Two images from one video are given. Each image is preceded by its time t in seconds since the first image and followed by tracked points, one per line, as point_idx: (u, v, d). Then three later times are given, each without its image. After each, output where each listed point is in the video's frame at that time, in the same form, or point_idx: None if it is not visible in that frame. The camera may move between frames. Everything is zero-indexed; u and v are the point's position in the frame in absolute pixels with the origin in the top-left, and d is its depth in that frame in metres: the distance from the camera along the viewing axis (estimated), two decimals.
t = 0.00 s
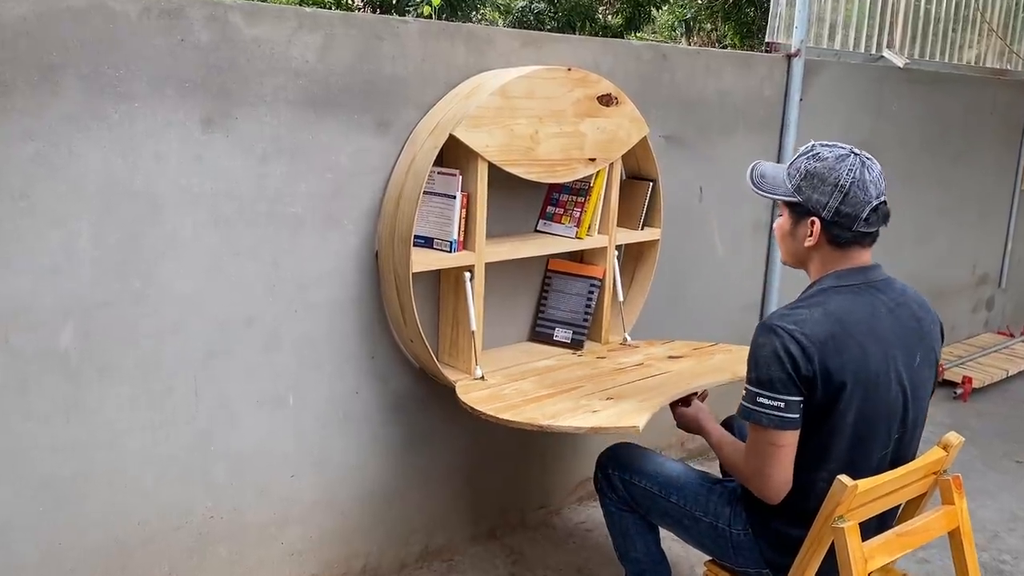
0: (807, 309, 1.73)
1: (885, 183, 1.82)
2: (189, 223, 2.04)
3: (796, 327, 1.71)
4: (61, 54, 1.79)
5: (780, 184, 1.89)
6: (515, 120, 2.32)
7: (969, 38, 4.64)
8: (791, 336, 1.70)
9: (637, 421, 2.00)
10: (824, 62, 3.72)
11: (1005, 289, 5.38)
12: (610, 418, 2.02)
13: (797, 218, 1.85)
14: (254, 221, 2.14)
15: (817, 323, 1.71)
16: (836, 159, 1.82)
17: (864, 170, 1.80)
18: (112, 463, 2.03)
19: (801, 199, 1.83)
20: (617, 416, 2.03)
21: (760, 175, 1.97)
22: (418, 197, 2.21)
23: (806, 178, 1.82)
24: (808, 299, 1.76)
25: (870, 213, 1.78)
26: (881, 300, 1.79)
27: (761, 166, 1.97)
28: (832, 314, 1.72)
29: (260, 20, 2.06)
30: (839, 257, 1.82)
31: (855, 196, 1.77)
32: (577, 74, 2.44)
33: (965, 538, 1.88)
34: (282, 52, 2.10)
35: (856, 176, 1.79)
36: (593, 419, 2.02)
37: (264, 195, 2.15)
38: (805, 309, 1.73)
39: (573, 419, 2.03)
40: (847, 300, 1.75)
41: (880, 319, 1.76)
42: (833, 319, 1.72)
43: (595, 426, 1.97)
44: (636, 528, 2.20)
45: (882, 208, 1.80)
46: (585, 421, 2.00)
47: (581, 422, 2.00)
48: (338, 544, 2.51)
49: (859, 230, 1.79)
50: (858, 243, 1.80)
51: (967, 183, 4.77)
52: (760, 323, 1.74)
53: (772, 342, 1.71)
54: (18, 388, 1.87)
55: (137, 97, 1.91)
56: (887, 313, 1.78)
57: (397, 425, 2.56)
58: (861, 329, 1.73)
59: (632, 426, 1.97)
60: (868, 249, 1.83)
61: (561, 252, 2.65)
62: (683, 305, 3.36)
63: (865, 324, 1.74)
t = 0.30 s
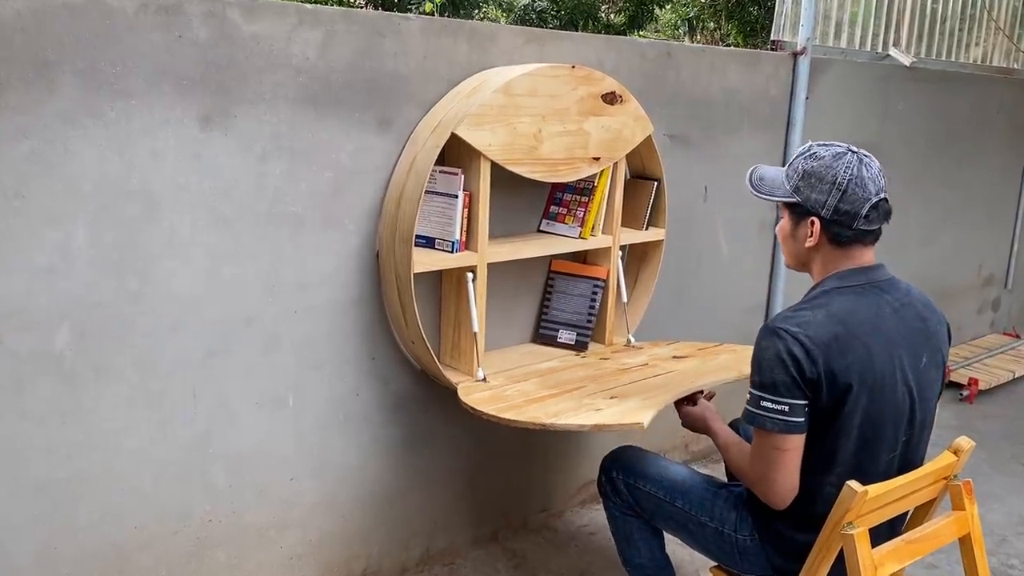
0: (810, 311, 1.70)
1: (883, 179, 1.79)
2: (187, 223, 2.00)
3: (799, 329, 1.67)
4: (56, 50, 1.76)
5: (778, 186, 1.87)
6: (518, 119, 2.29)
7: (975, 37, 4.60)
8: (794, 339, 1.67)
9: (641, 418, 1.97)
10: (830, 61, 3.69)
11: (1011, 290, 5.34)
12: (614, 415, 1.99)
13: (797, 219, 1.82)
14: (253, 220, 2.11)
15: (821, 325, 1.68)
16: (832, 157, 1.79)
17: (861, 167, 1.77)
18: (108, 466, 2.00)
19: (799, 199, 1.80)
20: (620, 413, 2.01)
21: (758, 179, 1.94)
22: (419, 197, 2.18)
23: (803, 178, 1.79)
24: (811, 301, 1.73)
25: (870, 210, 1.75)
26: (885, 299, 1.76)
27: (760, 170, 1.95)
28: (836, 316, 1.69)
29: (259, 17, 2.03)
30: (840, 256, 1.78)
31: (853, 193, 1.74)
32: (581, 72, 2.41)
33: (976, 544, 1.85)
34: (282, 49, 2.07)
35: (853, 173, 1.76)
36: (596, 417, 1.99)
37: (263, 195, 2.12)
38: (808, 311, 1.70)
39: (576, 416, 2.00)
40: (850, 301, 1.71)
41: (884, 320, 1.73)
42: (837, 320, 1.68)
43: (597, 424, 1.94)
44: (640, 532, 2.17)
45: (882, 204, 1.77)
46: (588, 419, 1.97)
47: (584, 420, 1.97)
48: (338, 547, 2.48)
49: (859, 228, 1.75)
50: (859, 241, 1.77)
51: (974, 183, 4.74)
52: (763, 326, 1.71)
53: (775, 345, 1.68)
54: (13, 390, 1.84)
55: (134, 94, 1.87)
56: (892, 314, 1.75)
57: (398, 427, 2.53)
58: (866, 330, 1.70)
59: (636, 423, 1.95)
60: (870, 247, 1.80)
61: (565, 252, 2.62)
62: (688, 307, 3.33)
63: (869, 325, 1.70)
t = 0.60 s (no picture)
0: (809, 311, 1.67)
1: (879, 177, 1.77)
2: (182, 223, 1.98)
3: (798, 330, 1.65)
4: (49, 48, 1.74)
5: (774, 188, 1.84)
6: (518, 118, 2.27)
7: (980, 37, 4.57)
8: (793, 339, 1.64)
9: (641, 427, 1.94)
10: (833, 60, 3.66)
11: (1015, 291, 5.31)
12: (613, 422, 1.97)
13: (793, 219, 1.79)
14: (249, 220, 2.09)
15: (821, 326, 1.65)
16: (826, 156, 1.77)
17: (856, 165, 1.75)
18: (102, 469, 1.98)
19: (795, 199, 1.77)
20: (619, 420, 1.98)
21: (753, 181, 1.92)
22: (417, 196, 2.16)
23: (799, 178, 1.77)
24: (810, 301, 1.70)
25: (867, 208, 1.72)
26: (885, 299, 1.73)
27: (755, 172, 1.92)
28: (836, 316, 1.66)
29: (256, 15, 2.00)
30: (838, 256, 1.75)
31: (849, 191, 1.72)
32: (582, 70, 2.38)
33: (980, 550, 1.82)
34: (279, 48, 2.05)
35: (848, 171, 1.74)
36: (597, 424, 1.97)
37: (260, 194, 2.10)
38: (807, 311, 1.67)
39: (575, 423, 1.98)
40: (850, 301, 1.69)
41: (884, 320, 1.70)
42: (837, 321, 1.66)
43: (597, 431, 1.92)
44: (641, 536, 2.15)
45: (879, 202, 1.74)
46: (587, 426, 1.95)
47: (584, 427, 1.95)
48: (336, 550, 2.46)
49: (856, 226, 1.73)
50: (857, 240, 1.74)
51: (978, 183, 4.71)
52: (761, 327, 1.69)
53: (774, 346, 1.65)
54: (6, 392, 1.82)
55: (128, 92, 1.85)
56: (892, 314, 1.72)
57: (396, 429, 2.51)
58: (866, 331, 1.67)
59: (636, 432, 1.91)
60: (868, 247, 1.77)
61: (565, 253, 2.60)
62: (689, 308, 3.31)
63: (869, 326, 1.68)
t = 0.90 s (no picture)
0: (795, 315, 1.66)
1: (857, 178, 1.75)
2: (177, 224, 1.97)
3: (786, 335, 1.63)
4: (42, 47, 1.73)
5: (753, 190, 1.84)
6: (516, 118, 2.25)
7: (984, 37, 4.55)
8: (782, 344, 1.62)
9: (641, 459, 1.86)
10: (836, 60, 3.64)
11: (1018, 293, 5.28)
12: (613, 449, 1.90)
13: (771, 222, 1.78)
14: (245, 221, 2.07)
15: (808, 329, 1.63)
16: (803, 158, 1.76)
17: (833, 166, 1.74)
18: (96, 472, 1.96)
19: (773, 202, 1.76)
20: (618, 447, 1.91)
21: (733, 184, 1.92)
22: (415, 197, 2.14)
23: (776, 180, 1.76)
24: (796, 305, 1.68)
25: (844, 209, 1.71)
26: (869, 296, 1.72)
27: (736, 175, 1.92)
28: (822, 318, 1.65)
29: (252, 14, 1.99)
30: (817, 257, 1.75)
31: (826, 193, 1.70)
32: (581, 70, 2.36)
33: (983, 555, 1.80)
34: (276, 47, 2.03)
35: (824, 172, 1.72)
36: (597, 449, 1.90)
37: (256, 195, 2.08)
38: (792, 315, 1.66)
39: (574, 447, 1.91)
40: (834, 302, 1.67)
41: (870, 318, 1.69)
42: (823, 322, 1.64)
43: (597, 459, 1.85)
44: (640, 540, 2.13)
45: (857, 203, 1.72)
46: (586, 452, 1.88)
47: (584, 453, 1.88)
48: (333, 553, 2.44)
49: (834, 228, 1.71)
50: (835, 241, 1.73)
51: (981, 184, 4.68)
52: (748, 334, 1.67)
53: (763, 352, 1.63)
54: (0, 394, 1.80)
55: (123, 92, 1.84)
56: (877, 310, 1.71)
57: (394, 431, 2.49)
58: (853, 330, 1.66)
59: (635, 463, 1.84)
60: (847, 248, 1.75)
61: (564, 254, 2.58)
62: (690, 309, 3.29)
63: (855, 324, 1.66)
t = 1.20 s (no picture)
0: (779, 310, 1.68)
1: (815, 186, 1.76)
2: (177, 224, 1.97)
3: (775, 328, 1.64)
4: (43, 48, 1.73)
5: (716, 195, 1.86)
6: (516, 118, 2.24)
7: (986, 37, 4.55)
8: (773, 338, 1.63)
9: (640, 473, 1.83)
10: (838, 60, 3.63)
11: (1021, 294, 5.27)
12: (613, 462, 1.88)
13: (731, 227, 1.81)
14: (245, 222, 2.07)
15: (796, 320, 1.66)
16: (763, 166, 1.77)
17: (792, 175, 1.74)
18: (96, 472, 1.96)
19: (733, 209, 1.78)
20: (618, 459, 1.89)
21: (699, 185, 1.94)
22: (416, 197, 2.13)
23: (737, 188, 1.77)
24: (776, 302, 1.71)
25: (801, 218, 1.72)
26: (837, 285, 1.77)
27: (701, 177, 1.94)
28: (806, 309, 1.68)
29: (253, 14, 1.99)
30: (776, 263, 1.78)
31: (784, 203, 1.72)
32: (582, 71, 2.36)
33: (984, 557, 1.80)
34: (276, 47, 2.03)
35: (784, 182, 1.73)
36: (597, 460, 1.88)
37: (257, 195, 2.08)
38: (776, 311, 1.68)
39: (573, 458, 1.90)
40: (810, 292, 1.71)
41: (846, 304, 1.73)
42: (808, 312, 1.67)
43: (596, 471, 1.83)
44: (641, 541, 2.12)
45: (814, 212, 1.74)
46: (586, 463, 1.86)
47: (583, 465, 1.86)
48: (333, 554, 2.44)
49: (791, 237, 1.73)
50: (793, 249, 1.75)
51: (983, 185, 4.67)
52: (737, 333, 1.67)
53: (756, 348, 1.63)
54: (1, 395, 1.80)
55: (124, 92, 1.84)
56: (848, 297, 1.76)
57: (394, 432, 2.49)
58: (836, 317, 1.69)
59: (635, 477, 1.82)
60: (806, 253, 1.78)
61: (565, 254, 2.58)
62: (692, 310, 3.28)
63: (837, 311, 1.70)
